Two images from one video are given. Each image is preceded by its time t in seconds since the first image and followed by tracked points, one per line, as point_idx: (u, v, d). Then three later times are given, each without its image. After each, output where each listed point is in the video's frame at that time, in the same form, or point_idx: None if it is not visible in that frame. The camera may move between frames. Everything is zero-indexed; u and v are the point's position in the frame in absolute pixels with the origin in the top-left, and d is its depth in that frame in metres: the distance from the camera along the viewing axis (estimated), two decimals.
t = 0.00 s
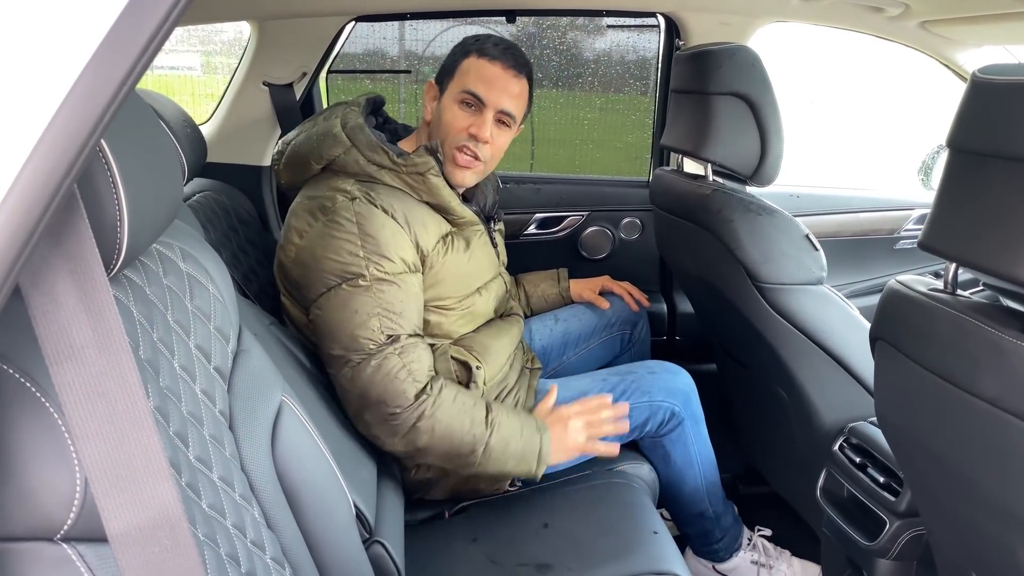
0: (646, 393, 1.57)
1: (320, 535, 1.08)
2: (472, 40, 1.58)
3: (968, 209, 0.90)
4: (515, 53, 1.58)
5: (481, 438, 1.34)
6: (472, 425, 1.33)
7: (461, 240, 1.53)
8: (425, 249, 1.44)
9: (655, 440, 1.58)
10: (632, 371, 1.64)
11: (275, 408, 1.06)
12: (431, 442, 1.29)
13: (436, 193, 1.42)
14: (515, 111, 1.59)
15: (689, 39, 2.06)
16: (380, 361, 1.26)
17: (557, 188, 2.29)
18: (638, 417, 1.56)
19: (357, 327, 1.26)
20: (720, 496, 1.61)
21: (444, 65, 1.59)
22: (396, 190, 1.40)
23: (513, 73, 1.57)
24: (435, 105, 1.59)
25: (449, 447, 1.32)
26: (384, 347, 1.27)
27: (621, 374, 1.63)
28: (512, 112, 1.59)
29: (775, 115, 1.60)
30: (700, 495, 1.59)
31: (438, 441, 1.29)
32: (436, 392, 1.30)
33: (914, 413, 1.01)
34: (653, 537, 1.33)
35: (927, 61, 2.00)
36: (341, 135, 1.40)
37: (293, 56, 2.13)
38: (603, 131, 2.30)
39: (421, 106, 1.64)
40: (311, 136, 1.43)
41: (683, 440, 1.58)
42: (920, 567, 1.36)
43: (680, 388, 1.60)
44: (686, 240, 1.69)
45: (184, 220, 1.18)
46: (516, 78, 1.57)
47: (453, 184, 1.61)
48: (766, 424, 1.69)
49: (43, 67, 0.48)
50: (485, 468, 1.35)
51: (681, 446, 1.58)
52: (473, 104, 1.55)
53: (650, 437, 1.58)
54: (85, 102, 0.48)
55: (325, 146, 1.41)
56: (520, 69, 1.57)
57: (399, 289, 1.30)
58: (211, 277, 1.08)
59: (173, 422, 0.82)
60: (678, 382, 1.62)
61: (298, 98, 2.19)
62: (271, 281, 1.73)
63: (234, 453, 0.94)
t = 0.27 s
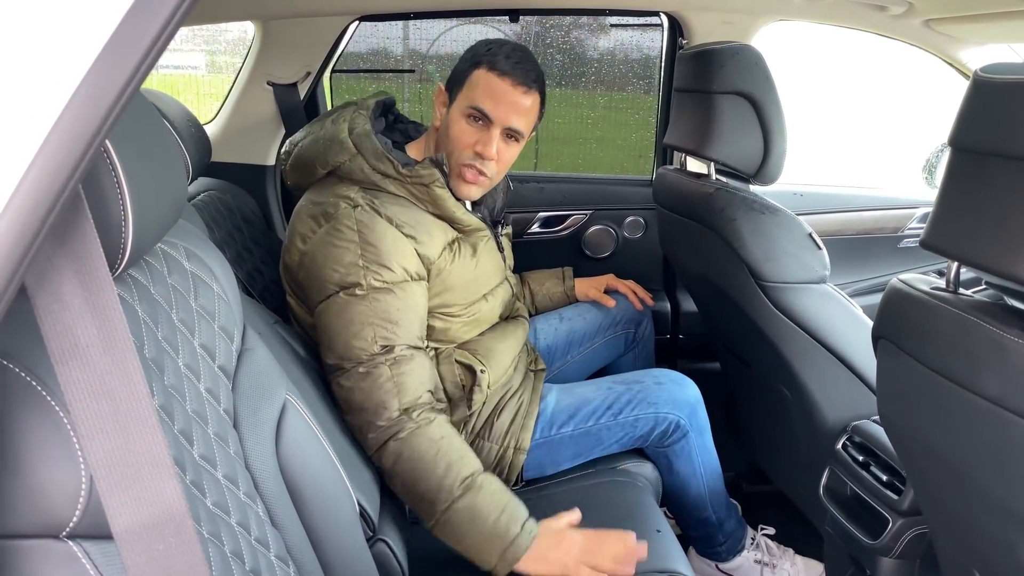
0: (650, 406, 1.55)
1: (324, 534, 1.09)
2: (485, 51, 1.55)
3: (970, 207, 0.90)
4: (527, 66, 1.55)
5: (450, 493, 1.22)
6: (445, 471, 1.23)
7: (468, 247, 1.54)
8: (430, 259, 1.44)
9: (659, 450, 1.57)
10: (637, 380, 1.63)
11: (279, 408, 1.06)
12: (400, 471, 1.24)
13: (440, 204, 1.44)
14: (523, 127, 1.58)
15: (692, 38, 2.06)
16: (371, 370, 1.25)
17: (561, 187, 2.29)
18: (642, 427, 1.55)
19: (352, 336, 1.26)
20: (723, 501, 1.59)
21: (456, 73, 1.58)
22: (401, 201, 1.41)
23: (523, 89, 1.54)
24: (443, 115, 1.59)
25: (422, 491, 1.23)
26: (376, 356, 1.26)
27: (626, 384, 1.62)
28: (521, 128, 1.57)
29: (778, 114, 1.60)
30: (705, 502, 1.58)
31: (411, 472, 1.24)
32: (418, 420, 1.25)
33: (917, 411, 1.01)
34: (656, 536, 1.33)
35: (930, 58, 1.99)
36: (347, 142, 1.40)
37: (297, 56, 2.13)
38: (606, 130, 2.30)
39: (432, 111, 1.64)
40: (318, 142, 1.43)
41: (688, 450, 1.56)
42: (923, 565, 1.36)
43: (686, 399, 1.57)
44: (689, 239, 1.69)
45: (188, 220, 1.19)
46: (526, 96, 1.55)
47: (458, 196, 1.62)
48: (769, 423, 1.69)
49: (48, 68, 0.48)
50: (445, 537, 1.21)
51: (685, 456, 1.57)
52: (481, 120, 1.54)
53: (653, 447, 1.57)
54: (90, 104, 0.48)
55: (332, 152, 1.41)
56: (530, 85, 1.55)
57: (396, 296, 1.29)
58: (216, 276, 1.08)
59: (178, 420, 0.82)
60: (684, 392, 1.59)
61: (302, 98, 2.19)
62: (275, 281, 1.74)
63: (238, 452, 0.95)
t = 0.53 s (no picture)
0: (655, 413, 1.53)
1: (327, 532, 1.09)
2: (486, 49, 1.54)
3: (974, 204, 0.90)
4: (530, 61, 1.54)
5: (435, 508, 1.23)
6: (433, 486, 1.23)
7: (475, 251, 1.54)
8: (434, 265, 1.44)
9: (664, 456, 1.56)
10: (643, 386, 1.61)
11: (282, 405, 1.06)
12: (390, 476, 1.26)
13: (444, 209, 1.43)
14: (528, 124, 1.57)
15: (696, 35, 2.05)
16: (366, 377, 1.26)
17: (564, 186, 2.29)
18: (647, 432, 1.53)
19: (348, 343, 1.27)
20: (726, 505, 1.60)
21: (459, 72, 1.57)
22: (405, 206, 1.42)
23: (526, 85, 1.54)
24: (447, 115, 1.59)
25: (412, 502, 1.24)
26: (372, 363, 1.27)
27: (631, 390, 1.60)
28: (525, 125, 1.57)
29: (781, 111, 1.59)
30: (707, 505, 1.58)
31: (401, 482, 1.25)
32: (410, 429, 1.26)
33: (920, 409, 1.01)
34: (659, 534, 1.32)
35: (934, 55, 1.99)
36: (350, 145, 1.40)
37: (300, 54, 2.14)
38: (609, 128, 2.29)
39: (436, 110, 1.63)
40: (320, 143, 1.43)
41: (691, 457, 1.56)
42: (926, 564, 1.36)
43: (690, 406, 1.56)
44: (692, 237, 1.69)
45: (191, 218, 1.19)
46: (530, 92, 1.54)
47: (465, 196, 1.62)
48: (773, 421, 1.69)
49: (49, 66, 0.48)
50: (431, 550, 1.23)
51: (689, 462, 1.56)
52: (485, 120, 1.54)
53: (659, 452, 1.56)
54: (91, 101, 0.48)
55: (336, 155, 1.41)
56: (534, 81, 1.54)
57: (395, 302, 1.29)
58: (218, 274, 1.08)
59: (181, 417, 0.83)
60: (689, 399, 1.58)
61: (305, 97, 2.20)
62: (278, 279, 1.74)
63: (241, 449, 0.95)
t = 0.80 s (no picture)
0: (656, 419, 1.53)
1: (330, 530, 1.10)
2: (478, 47, 1.55)
3: (974, 204, 0.90)
4: (523, 58, 1.55)
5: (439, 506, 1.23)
6: (436, 484, 1.23)
7: (473, 251, 1.54)
8: (430, 265, 1.45)
9: (666, 460, 1.57)
10: (645, 391, 1.61)
11: (285, 404, 1.07)
12: (393, 475, 1.26)
13: (440, 208, 1.44)
14: (522, 122, 1.58)
15: (698, 35, 2.06)
16: (366, 376, 1.27)
17: (566, 185, 2.29)
18: (648, 438, 1.54)
19: (347, 344, 1.28)
20: (728, 509, 1.60)
21: (451, 72, 1.58)
22: (401, 207, 1.43)
23: (519, 83, 1.54)
24: (441, 116, 1.60)
25: (415, 501, 1.25)
26: (372, 362, 1.27)
27: (633, 396, 1.59)
28: (520, 123, 1.58)
29: (783, 110, 1.60)
30: (709, 510, 1.58)
31: (404, 481, 1.25)
32: (412, 427, 1.26)
33: (922, 407, 1.01)
34: (661, 533, 1.33)
35: (936, 54, 1.99)
36: (346, 147, 1.42)
37: (303, 55, 2.14)
38: (612, 128, 2.30)
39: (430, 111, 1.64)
40: (316, 146, 1.44)
41: (693, 462, 1.56)
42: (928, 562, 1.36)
43: (692, 413, 1.56)
44: (694, 237, 1.69)
45: (195, 218, 1.20)
46: (524, 90, 1.55)
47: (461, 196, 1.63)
48: (775, 420, 1.69)
49: (56, 67, 0.49)
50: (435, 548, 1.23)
51: (690, 467, 1.57)
52: (479, 118, 1.55)
53: (662, 456, 1.57)
54: (97, 101, 0.49)
55: (332, 158, 1.42)
56: (527, 78, 1.55)
57: (393, 303, 1.30)
58: (222, 274, 1.09)
59: (185, 416, 0.83)
60: (692, 405, 1.57)
61: (308, 97, 2.20)
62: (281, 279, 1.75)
63: (245, 448, 0.96)
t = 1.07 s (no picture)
0: (658, 417, 1.54)
1: (333, 529, 1.10)
2: (472, 47, 1.54)
3: (974, 203, 0.90)
4: (517, 57, 1.54)
5: (439, 506, 1.23)
6: (437, 484, 1.24)
7: (473, 250, 1.54)
8: (430, 264, 1.45)
9: (669, 459, 1.57)
10: (647, 390, 1.61)
11: (288, 403, 1.07)
12: (394, 474, 1.27)
13: (438, 207, 1.44)
14: (520, 120, 1.59)
15: (699, 35, 2.06)
16: (367, 376, 1.27)
17: (568, 185, 2.30)
18: (651, 436, 1.54)
19: (347, 344, 1.28)
20: (730, 508, 1.60)
21: (446, 71, 1.58)
22: (400, 206, 1.43)
23: (515, 82, 1.54)
24: (438, 116, 1.60)
25: (417, 501, 1.25)
26: (372, 362, 1.28)
27: (636, 394, 1.60)
28: (517, 121, 1.58)
29: (784, 110, 1.60)
30: (711, 508, 1.59)
31: (406, 482, 1.26)
32: (413, 427, 1.27)
33: (922, 406, 1.02)
34: (663, 531, 1.33)
35: (938, 54, 1.99)
36: (342, 149, 1.42)
37: (305, 56, 2.15)
38: (613, 128, 2.30)
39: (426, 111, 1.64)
40: (313, 149, 1.45)
41: (696, 460, 1.56)
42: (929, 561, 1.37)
43: (694, 411, 1.56)
44: (695, 236, 1.70)
45: (198, 218, 1.20)
46: (520, 89, 1.55)
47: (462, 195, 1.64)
48: (777, 419, 1.69)
49: (61, 69, 0.49)
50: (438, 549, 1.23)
51: (693, 465, 1.57)
52: (476, 120, 1.55)
53: (664, 455, 1.57)
54: (103, 102, 0.49)
55: (328, 160, 1.43)
56: (523, 77, 1.55)
57: (392, 303, 1.30)
58: (226, 274, 1.09)
59: (189, 415, 0.84)
60: (694, 403, 1.58)
61: (310, 97, 2.21)
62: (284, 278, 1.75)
63: (248, 447, 0.96)
